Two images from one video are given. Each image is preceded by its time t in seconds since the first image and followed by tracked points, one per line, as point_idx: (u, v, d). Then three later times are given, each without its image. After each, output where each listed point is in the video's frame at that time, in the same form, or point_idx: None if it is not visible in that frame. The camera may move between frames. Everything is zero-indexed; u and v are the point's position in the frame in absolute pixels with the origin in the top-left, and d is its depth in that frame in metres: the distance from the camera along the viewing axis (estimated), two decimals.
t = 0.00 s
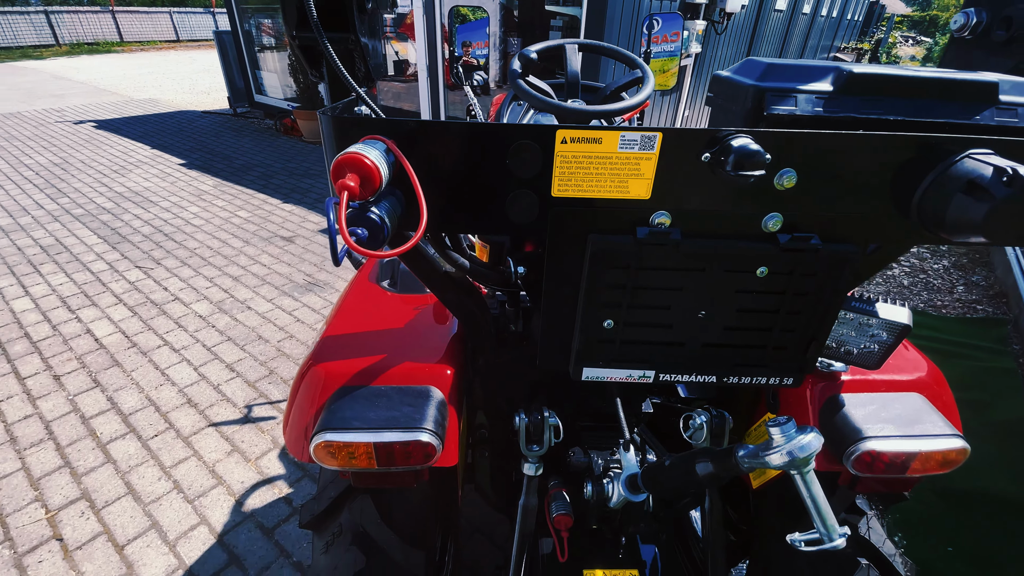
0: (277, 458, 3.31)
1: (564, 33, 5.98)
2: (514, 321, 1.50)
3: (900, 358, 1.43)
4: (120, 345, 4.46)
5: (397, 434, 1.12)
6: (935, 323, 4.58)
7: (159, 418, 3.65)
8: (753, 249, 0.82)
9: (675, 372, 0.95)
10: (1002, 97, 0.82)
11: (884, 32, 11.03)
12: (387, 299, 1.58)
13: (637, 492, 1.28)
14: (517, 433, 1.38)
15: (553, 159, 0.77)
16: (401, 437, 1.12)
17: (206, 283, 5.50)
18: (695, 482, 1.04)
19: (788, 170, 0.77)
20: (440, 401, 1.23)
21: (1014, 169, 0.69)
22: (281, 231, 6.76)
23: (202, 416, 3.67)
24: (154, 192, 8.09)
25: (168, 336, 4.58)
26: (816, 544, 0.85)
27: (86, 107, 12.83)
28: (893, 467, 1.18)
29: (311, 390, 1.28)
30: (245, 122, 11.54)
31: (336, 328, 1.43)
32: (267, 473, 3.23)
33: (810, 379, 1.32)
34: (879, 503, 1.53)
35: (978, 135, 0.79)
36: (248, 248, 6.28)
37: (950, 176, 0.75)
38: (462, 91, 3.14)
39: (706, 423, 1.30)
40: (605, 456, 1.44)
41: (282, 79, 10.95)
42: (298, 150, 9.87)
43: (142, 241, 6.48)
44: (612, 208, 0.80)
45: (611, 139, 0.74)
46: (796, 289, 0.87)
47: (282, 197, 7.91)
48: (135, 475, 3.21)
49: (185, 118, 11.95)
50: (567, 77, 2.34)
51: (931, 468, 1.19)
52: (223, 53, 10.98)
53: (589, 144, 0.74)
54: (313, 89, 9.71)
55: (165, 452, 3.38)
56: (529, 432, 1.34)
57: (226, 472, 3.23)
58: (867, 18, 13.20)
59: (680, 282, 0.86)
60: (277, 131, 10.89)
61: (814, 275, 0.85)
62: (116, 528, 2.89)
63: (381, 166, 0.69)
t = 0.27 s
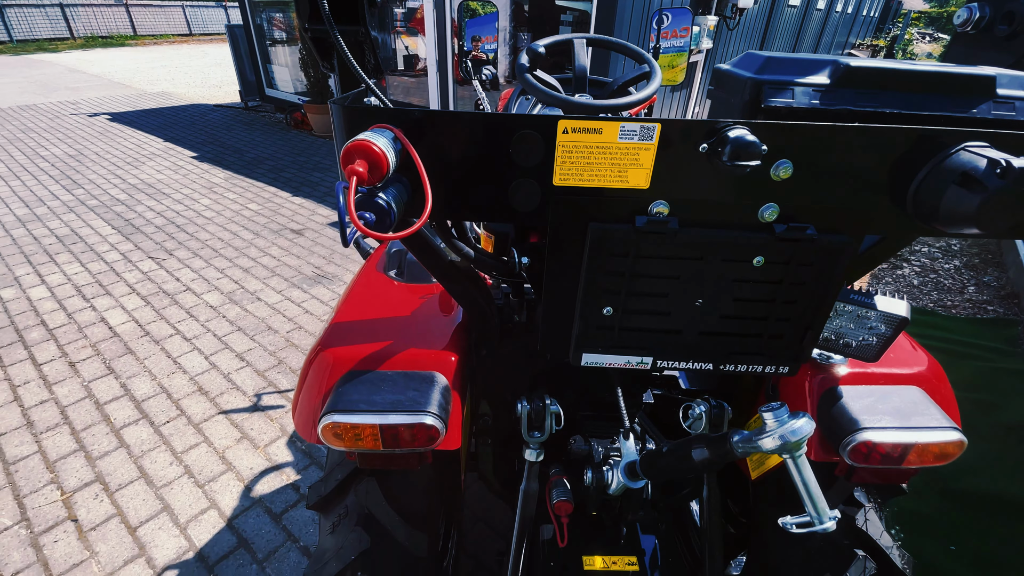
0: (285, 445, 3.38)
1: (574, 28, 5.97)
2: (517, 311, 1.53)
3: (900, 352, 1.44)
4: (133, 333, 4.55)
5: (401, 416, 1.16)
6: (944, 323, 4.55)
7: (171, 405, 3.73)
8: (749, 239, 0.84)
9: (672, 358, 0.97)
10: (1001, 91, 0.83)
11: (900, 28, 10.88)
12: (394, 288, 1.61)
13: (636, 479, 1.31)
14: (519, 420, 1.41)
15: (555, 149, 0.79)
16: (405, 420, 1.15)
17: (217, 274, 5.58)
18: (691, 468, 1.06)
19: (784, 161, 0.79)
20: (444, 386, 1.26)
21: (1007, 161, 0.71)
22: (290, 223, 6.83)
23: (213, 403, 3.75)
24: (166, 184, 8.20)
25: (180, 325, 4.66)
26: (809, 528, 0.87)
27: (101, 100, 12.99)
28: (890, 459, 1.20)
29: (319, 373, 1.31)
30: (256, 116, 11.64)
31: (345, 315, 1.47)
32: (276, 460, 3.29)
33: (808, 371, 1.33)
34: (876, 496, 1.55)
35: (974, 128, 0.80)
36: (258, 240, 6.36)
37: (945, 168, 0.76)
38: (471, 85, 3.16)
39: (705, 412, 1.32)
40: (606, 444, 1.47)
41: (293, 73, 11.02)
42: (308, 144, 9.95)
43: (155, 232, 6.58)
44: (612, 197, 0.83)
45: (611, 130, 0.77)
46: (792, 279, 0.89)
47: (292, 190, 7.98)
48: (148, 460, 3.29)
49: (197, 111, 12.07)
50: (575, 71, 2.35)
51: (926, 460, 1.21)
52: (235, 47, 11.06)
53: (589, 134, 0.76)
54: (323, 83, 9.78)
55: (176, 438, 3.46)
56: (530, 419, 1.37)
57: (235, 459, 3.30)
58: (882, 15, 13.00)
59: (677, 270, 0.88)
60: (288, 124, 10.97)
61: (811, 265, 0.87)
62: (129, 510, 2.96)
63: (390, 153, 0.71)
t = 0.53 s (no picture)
0: (290, 428, 3.43)
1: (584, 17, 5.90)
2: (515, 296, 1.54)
3: (895, 342, 1.44)
4: (143, 317, 4.63)
5: (397, 394, 1.19)
6: (952, 320, 4.51)
7: (179, 388, 3.80)
8: (737, 221, 0.85)
9: (661, 340, 0.99)
10: (994, 74, 0.82)
11: (919, 20, 10.65)
12: (394, 272, 1.63)
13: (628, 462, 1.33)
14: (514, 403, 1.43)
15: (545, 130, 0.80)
16: (401, 398, 1.18)
17: (225, 260, 5.65)
18: (680, 449, 1.08)
19: (772, 143, 0.80)
20: (440, 366, 1.29)
21: (995, 144, 0.71)
22: (298, 212, 6.88)
23: (220, 386, 3.81)
24: (176, 172, 8.28)
25: (188, 310, 4.74)
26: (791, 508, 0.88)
27: (113, 88, 13.10)
28: (879, 446, 1.20)
29: (319, 352, 1.34)
30: (265, 105, 11.69)
31: (345, 297, 1.50)
32: (280, 442, 3.35)
33: (802, 358, 1.34)
34: (869, 485, 1.56)
35: (966, 112, 0.80)
36: (266, 228, 6.42)
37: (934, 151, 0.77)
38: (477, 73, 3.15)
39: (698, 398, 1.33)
40: (599, 428, 1.49)
41: (302, 62, 11.03)
42: (317, 133, 9.98)
43: (165, 218, 6.66)
44: (601, 178, 0.84)
45: (601, 111, 0.78)
46: (781, 262, 0.89)
47: (301, 179, 8.03)
48: (156, 440, 3.36)
49: (208, 100, 12.14)
50: (579, 59, 2.34)
51: (917, 449, 1.21)
52: (245, 35, 11.08)
53: (579, 114, 0.77)
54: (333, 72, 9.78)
55: (184, 419, 3.53)
56: (525, 402, 1.39)
57: (241, 441, 3.36)
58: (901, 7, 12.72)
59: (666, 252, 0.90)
60: (297, 114, 11.01)
61: (799, 248, 0.88)
62: (138, 488, 3.03)
63: (380, 130, 0.73)
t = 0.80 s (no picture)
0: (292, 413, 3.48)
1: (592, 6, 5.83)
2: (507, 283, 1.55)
3: (888, 331, 1.43)
4: (149, 302, 4.69)
5: (387, 375, 1.20)
6: (957, 316, 4.47)
7: (184, 371, 3.86)
8: (720, 205, 0.85)
9: (645, 324, 1.00)
10: (983, 59, 0.81)
11: (935, 12, 10.43)
12: (390, 258, 1.64)
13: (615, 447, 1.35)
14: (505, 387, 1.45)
15: (529, 112, 0.81)
16: (391, 378, 1.20)
17: (230, 247, 5.70)
18: (664, 432, 1.09)
19: (755, 127, 0.80)
20: (431, 349, 1.30)
21: (979, 128, 0.70)
22: (303, 200, 6.91)
23: (224, 371, 3.87)
24: (183, 159, 8.33)
25: (193, 296, 4.79)
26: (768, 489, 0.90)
27: (122, 75, 13.16)
28: (866, 434, 1.21)
29: (313, 334, 1.36)
30: (272, 93, 11.70)
31: (340, 280, 1.51)
32: (282, 426, 3.40)
33: (792, 346, 1.34)
34: (858, 474, 1.57)
35: (952, 97, 0.79)
36: (271, 216, 6.45)
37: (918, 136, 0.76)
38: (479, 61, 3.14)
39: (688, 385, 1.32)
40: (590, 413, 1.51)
41: (309, 51, 11.00)
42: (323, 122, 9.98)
43: (172, 205, 6.72)
44: (584, 161, 0.84)
45: (584, 93, 0.78)
46: (764, 247, 0.90)
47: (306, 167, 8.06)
48: (160, 422, 3.42)
49: (215, 87, 12.16)
50: (580, 47, 2.33)
51: (905, 438, 1.21)
52: (252, 23, 11.06)
53: (562, 96, 0.78)
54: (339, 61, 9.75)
55: (188, 402, 3.59)
56: (515, 386, 1.40)
57: (243, 424, 3.42)
58: None
59: (650, 236, 0.90)
60: (303, 102, 11.01)
61: (782, 233, 0.88)
62: (142, 469, 3.10)
63: (362, 109, 0.73)
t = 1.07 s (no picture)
0: (291, 395, 3.52)
1: None
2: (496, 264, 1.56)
3: (878, 316, 1.42)
4: (152, 285, 4.73)
5: (373, 350, 1.21)
6: (961, 310, 4.43)
7: (186, 353, 3.91)
8: (700, 181, 0.85)
9: (625, 301, 1.00)
10: (969, 33, 0.80)
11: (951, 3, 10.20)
12: (382, 238, 1.65)
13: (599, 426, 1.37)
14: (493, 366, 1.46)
15: (507, 84, 0.80)
16: (377, 354, 1.21)
17: (234, 231, 5.73)
18: (645, 411, 1.10)
19: (734, 101, 0.79)
20: (418, 327, 1.31)
21: (959, 102, 0.70)
22: (306, 186, 6.93)
23: (225, 353, 3.91)
24: (189, 144, 8.35)
25: (197, 279, 4.83)
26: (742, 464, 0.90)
27: (129, 60, 13.18)
28: (850, 417, 1.21)
29: (302, 310, 1.38)
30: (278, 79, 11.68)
31: (330, 259, 1.52)
32: (281, 408, 3.44)
33: (779, 329, 1.34)
34: (845, 459, 1.58)
35: (935, 71, 0.78)
36: (274, 201, 6.48)
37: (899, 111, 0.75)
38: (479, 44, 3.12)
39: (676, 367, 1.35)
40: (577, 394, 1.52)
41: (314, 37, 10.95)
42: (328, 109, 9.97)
43: (176, 190, 6.75)
44: (563, 134, 0.84)
45: (561, 64, 0.78)
46: (744, 224, 0.90)
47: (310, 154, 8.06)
48: (162, 402, 3.47)
49: (221, 73, 12.16)
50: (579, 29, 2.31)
51: (889, 420, 1.22)
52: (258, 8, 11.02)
53: (538, 68, 0.77)
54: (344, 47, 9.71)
55: (189, 383, 3.64)
56: (503, 365, 1.42)
57: (243, 405, 3.46)
58: None
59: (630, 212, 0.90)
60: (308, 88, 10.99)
61: (762, 211, 0.88)
62: (143, 447, 3.15)
63: (336, 78, 0.73)
